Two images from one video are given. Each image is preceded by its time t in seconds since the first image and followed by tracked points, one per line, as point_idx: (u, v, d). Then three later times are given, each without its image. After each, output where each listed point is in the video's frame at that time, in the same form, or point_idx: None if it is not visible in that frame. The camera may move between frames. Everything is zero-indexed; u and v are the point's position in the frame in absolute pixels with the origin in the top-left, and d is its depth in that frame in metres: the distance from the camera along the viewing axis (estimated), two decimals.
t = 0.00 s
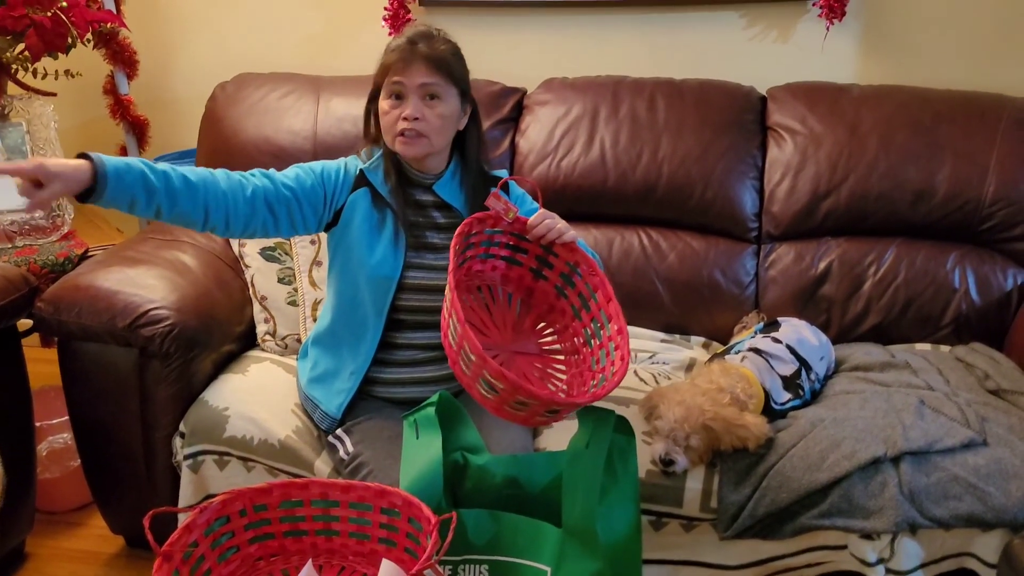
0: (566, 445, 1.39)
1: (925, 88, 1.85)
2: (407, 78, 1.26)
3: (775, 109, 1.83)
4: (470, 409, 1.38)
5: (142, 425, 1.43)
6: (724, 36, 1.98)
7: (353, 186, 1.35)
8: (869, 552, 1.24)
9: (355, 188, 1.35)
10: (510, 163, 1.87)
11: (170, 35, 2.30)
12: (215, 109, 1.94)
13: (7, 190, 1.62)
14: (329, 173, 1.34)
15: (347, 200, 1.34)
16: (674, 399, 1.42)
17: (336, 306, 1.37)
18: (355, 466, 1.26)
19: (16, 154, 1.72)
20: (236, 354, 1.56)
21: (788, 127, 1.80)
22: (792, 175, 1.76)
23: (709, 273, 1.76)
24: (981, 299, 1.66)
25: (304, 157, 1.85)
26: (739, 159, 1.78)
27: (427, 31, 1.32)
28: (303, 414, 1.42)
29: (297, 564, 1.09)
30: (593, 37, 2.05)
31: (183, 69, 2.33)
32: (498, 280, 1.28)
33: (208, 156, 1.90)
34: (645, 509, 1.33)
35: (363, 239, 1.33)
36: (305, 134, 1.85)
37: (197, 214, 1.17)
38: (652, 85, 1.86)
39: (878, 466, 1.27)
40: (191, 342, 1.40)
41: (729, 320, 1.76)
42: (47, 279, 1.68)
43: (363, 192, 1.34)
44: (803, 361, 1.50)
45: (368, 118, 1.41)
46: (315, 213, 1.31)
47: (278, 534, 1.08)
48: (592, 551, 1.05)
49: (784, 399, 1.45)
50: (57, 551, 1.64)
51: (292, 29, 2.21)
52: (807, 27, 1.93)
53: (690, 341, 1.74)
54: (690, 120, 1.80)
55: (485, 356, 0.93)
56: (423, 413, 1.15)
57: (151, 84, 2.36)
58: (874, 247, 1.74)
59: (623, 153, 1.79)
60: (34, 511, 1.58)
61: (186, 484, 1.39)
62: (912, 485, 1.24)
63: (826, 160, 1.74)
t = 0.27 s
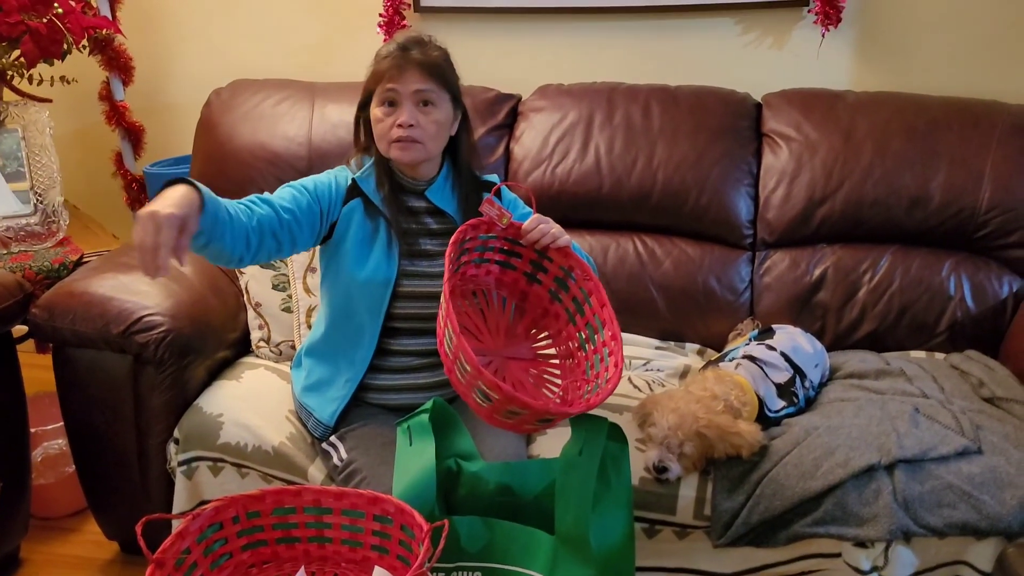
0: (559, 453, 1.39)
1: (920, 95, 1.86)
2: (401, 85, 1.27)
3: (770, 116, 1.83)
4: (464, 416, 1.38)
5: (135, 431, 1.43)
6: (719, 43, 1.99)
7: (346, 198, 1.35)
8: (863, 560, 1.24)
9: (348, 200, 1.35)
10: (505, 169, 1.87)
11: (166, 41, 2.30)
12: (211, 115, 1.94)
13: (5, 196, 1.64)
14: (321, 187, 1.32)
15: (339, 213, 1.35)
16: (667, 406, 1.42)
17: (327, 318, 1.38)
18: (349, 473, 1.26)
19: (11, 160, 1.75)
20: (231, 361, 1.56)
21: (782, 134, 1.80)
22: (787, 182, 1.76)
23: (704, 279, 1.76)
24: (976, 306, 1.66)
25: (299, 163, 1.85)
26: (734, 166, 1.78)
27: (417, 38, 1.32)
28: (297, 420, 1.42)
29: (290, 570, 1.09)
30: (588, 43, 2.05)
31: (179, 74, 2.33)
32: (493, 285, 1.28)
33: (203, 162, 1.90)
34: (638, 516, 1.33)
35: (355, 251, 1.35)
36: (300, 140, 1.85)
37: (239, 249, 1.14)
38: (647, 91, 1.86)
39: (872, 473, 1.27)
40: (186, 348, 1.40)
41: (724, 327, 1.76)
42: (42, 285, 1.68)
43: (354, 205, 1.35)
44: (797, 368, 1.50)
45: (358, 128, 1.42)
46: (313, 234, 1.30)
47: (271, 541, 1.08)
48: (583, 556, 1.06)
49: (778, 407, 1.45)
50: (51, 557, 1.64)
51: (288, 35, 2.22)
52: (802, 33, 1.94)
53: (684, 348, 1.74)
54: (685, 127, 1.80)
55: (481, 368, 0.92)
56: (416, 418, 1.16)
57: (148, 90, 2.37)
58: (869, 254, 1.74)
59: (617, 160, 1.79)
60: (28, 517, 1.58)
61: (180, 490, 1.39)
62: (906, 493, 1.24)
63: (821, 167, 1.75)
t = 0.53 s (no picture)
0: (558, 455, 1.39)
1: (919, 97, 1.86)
2: (398, 87, 1.27)
3: (769, 118, 1.83)
4: (463, 419, 1.38)
5: (135, 433, 1.43)
6: (718, 45, 1.99)
7: (350, 208, 1.35)
8: (861, 563, 1.24)
9: (352, 211, 1.35)
10: (504, 172, 1.87)
11: (166, 44, 2.31)
12: (210, 118, 1.94)
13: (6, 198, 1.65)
14: (324, 209, 1.31)
15: (346, 227, 1.34)
16: (666, 409, 1.42)
17: (333, 325, 1.39)
18: (348, 475, 1.26)
19: (11, 162, 1.76)
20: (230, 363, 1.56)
21: (781, 136, 1.80)
22: (786, 184, 1.76)
23: (703, 282, 1.76)
24: (976, 308, 1.66)
25: (298, 166, 1.85)
26: (733, 168, 1.78)
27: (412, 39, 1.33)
28: (296, 423, 1.42)
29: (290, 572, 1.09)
30: (587, 46, 2.05)
31: (179, 77, 2.34)
32: (496, 288, 1.28)
33: (202, 165, 1.90)
34: (637, 519, 1.33)
35: (356, 260, 1.35)
36: (299, 143, 1.86)
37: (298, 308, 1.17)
38: (646, 93, 1.86)
39: (871, 476, 1.27)
40: (186, 350, 1.41)
41: (723, 330, 1.76)
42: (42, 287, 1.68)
43: (359, 216, 1.35)
44: (796, 371, 1.50)
45: (353, 133, 1.41)
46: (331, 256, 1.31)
47: (270, 543, 1.08)
48: (580, 558, 1.06)
49: (777, 410, 1.45)
50: (50, 558, 1.64)
51: (288, 37, 2.22)
52: (801, 36, 1.94)
53: (682, 351, 1.74)
54: (684, 130, 1.80)
55: (491, 365, 0.93)
56: (415, 421, 1.16)
57: (148, 93, 2.37)
58: (868, 257, 1.74)
59: (616, 162, 1.79)
60: (28, 519, 1.58)
61: (180, 492, 1.39)
62: (905, 495, 1.24)
63: (820, 169, 1.75)
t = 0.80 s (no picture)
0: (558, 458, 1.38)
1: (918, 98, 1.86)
2: (394, 90, 1.27)
3: (768, 120, 1.83)
4: (462, 421, 1.38)
5: (134, 436, 1.43)
6: (716, 47, 1.99)
7: (348, 215, 1.35)
8: (861, 565, 1.23)
9: (349, 220, 1.34)
10: (502, 174, 1.88)
11: (165, 46, 2.31)
12: (209, 121, 1.94)
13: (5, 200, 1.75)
14: (321, 220, 1.30)
15: (344, 236, 1.34)
16: (665, 411, 1.42)
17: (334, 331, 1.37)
18: (346, 478, 1.26)
19: (10, 165, 1.76)
20: (229, 366, 1.56)
21: (780, 138, 1.80)
22: (785, 186, 1.76)
23: (702, 284, 1.76)
24: (975, 310, 1.66)
25: (297, 168, 1.85)
26: (732, 170, 1.78)
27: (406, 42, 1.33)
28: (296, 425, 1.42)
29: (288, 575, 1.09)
30: (585, 48, 2.06)
31: (178, 80, 2.34)
32: (499, 295, 1.27)
33: (201, 167, 1.90)
34: (637, 521, 1.33)
35: (354, 267, 1.35)
36: (298, 145, 1.86)
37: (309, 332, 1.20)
38: (644, 95, 1.86)
39: (870, 479, 1.27)
40: (185, 353, 1.41)
41: (722, 332, 1.76)
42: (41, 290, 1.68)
43: (357, 222, 1.35)
44: (795, 373, 1.50)
45: (348, 136, 1.40)
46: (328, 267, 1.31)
47: (269, 546, 1.08)
48: (580, 560, 1.07)
49: (776, 412, 1.45)
50: (50, 561, 1.64)
51: (287, 40, 2.22)
52: (799, 37, 1.94)
53: (681, 353, 1.74)
54: (683, 132, 1.81)
55: (501, 387, 0.93)
56: (414, 424, 1.16)
57: (147, 95, 2.37)
58: (867, 258, 1.74)
59: (615, 164, 1.80)
60: (27, 522, 1.58)
61: (179, 495, 1.40)
62: (904, 498, 1.24)
63: (819, 171, 1.75)
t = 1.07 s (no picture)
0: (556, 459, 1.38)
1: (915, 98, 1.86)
2: (389, 91, 1.26)
3: (766, 120, 1.84)
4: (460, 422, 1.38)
5: (130, 438, 1.43)
6: (714, 47, 1.99)
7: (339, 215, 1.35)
8: (859, 564, 1.23)
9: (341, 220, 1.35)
10: (500, 174, 1.87)
11: (162, 47, 2.30)
12: (206, 121, 1.94)
13: None
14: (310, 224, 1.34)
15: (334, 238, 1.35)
16: (664, 411, 1.41)
17: (327, 331, 1.38)
18: (344, 480, 1.26)
19: (5, 166, 1.76)
20: (226, 368, 1.56)
21: (778, 139, 1.80)
22: (783, 186, 1.76)
23: (700, 284, 1.76)
24: (972, 309, 1.66)
25: (295, 169, 1.85)
26: (730, 170, 1.78)
27: (400, 44, 1.33)
28: (293, 427, 1.42)
29: None
30: (583, 48, 2.06)
31: (175, 81, 2.33)
32: (487, 302, 1.27)
33: (198, 168, 1.90)
34: (635, 522, 1.33)
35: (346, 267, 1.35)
36: (295, 146, 1.85)
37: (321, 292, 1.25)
38: (643, 96, 1.86)
39: (868, 478, 1.27)
40: (181, 354, 1.40)
41: (721, 332, 1.76)
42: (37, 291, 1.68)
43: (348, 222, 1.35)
44: (793, 373, 1.50)
45: (344, 136, 1.38)
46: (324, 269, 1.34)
47: (266, 548, 1.08)
48: (578, 563, 1.06)
49: (774, 412, 1.45)
50: (46, 564, 1.63)
51: (284, 40, 2.22)
52: (797, 37, 1.94)
53: (680, 353, 1.74)
54: (681, 132, 1.81)
55: (477, 394, 0.93)
56: (411, 425, 1.15)
57: (144, 96, 2.37)
58: (865, 258, 1.74)
59: (613, 164, 1.79)
60: (23, 525, 1.58)
61: (176, 497, 1.39)
62: (902, 497, 1.24)
63: (817, 171, 1.75)
